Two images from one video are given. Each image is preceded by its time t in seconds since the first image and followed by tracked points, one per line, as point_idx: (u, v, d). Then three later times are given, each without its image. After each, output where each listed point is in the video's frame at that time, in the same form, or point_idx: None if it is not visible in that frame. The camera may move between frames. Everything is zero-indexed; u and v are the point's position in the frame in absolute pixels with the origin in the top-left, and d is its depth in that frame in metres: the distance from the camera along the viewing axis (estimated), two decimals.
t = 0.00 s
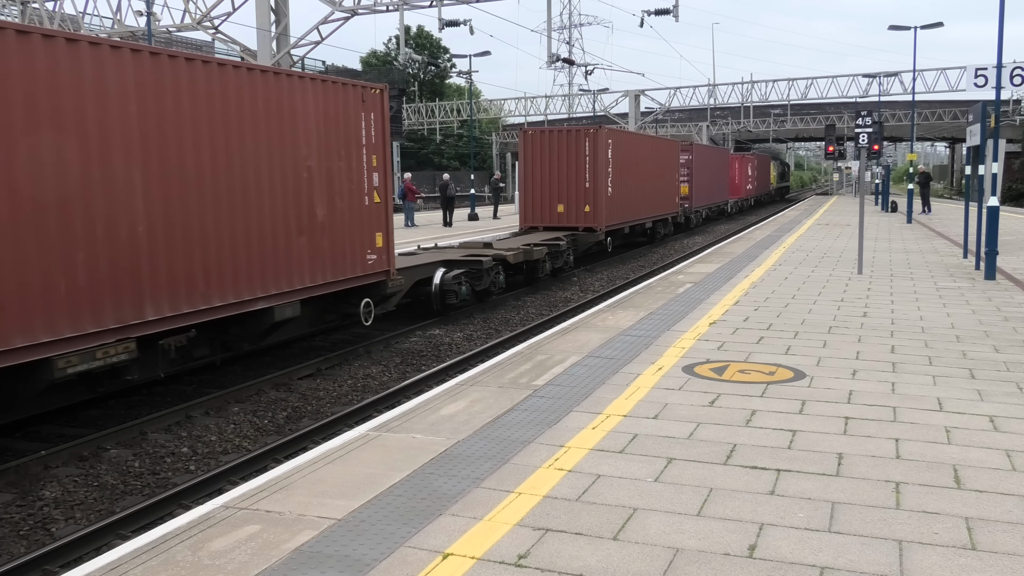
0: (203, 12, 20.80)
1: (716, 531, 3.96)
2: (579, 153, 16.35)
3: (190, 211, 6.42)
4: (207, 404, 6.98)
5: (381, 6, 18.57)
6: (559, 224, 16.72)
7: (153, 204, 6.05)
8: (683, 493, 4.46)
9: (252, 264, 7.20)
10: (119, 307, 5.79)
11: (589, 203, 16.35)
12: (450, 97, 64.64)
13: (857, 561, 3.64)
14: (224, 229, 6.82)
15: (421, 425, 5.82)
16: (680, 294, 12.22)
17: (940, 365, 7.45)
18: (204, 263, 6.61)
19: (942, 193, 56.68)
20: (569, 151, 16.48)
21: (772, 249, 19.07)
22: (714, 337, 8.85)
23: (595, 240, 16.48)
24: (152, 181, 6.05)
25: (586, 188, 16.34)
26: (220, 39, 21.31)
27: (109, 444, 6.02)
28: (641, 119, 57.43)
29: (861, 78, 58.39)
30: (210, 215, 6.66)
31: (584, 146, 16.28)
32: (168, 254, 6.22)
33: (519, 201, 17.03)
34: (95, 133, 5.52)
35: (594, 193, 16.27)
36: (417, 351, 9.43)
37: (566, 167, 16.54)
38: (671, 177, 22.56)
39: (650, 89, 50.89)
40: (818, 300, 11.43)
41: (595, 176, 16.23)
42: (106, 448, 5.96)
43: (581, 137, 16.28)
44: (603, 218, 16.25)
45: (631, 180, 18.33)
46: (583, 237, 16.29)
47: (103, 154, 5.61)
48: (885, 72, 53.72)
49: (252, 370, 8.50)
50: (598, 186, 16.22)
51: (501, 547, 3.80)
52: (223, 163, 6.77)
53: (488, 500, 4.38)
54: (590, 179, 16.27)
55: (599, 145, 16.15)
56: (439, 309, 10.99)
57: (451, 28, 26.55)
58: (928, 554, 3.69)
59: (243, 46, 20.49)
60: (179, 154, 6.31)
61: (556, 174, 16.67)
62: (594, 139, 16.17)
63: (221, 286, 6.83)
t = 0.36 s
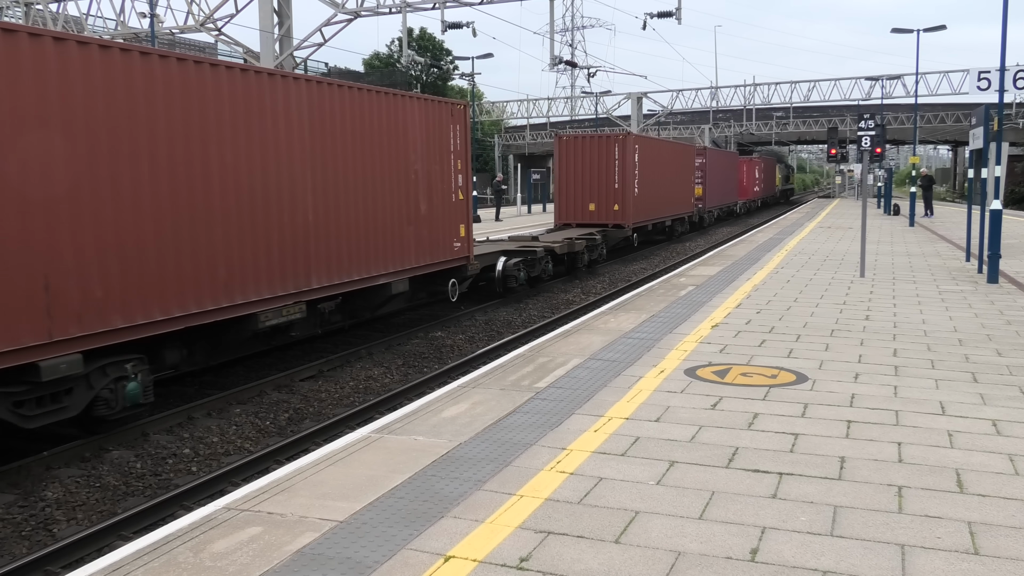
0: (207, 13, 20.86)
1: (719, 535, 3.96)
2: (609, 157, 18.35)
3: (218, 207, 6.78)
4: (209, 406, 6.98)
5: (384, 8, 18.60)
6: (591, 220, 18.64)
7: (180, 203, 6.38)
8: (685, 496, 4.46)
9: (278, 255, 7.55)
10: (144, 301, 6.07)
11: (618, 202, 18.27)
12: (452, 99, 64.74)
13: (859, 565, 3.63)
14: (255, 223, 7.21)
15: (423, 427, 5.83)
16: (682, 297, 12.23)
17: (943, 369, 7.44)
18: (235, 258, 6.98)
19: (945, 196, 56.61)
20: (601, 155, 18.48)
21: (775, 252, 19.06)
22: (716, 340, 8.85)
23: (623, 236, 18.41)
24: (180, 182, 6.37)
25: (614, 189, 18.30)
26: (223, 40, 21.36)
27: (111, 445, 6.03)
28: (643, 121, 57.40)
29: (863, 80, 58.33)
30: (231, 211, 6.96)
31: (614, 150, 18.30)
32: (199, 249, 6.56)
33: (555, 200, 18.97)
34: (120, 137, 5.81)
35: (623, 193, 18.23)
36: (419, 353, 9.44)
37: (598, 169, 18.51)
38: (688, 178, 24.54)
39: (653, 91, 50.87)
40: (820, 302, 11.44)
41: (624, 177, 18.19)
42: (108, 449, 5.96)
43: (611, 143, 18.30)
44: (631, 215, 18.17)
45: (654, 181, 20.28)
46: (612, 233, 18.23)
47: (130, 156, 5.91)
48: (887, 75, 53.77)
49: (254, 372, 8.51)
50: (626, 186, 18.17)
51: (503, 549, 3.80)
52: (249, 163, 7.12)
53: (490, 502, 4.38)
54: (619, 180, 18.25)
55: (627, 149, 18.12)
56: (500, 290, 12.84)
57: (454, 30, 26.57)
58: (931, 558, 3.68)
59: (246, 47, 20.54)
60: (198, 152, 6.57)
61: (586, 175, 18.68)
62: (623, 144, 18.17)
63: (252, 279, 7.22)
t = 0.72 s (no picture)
0: (212, 14, 20.92)
1: (721, 540, 3.95)
2: (635, 162, 20.44)
3: (349, 201, 8.52)
4: (212, 407, 6.98)
5: (389, 10, 18.63)
6: (619, 220, 20.73)
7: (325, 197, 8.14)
8: (688, 501, 4.45)
9: (389, 239, 9.35)
10: (215, 290, 6.75)
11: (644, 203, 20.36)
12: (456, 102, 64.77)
13: (862, 572, 3.62)
14: (375, 214, 9.02)
15: (426, 430, 5.83)
16: (685, 301, 12.23)
17: (947, 375, 7.43)
18: (360, 242, 8.74)
19: (949, 201, 56.50)
20: (628, 160, 20.58)
21: (778, 256, 19.04)
22: (719, 344, 8.84)
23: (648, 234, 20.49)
24: (325, 181, 8.10)
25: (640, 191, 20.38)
26: (228, 42, 21.41)
27: (114, 446, 6.04)
28: (647, 124, 57.41)
29: (868, 85, 58.38)
30: (336, 204, 8.28)
31: (639, 157, 20.39)
32: (337, 234, 8.29)
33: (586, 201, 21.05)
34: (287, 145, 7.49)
35: (647, 195, 20.31)
36: (422, 355, 9.45)
37: (625, 173, 20.62)
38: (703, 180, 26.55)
39: (656, 94, 50.89)
40: (824, 307, 11.44)
41: (649, 181, 20.24)
42: (111, 449, 5.97)
43: (637, 149, 20.41)
44: (655, 215, 20.25)
45: (675, 184, 22.30)
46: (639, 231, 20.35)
47: (295, 160, 7.64)
48: (890, 80, 53.79)
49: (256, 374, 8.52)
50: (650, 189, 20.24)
51: (506, 553, 3.80)
52: (372, 165, 8.90)
53: (493, 506, 4.37)
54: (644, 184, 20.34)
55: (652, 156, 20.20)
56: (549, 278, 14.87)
57: (458, 33, 26.60)
58: (934, 565, 3.67)
59: (251, 49, 20.59)
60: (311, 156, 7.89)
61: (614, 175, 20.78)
62: (648, 152, 20.26)
63: (369, 258, 8.97)
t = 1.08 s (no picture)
0: (219, 18, 21.07)
1: (724, 546, 3.95)
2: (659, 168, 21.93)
3: (447, 203, 10.26)
4: (215, 409, 6.99)
5: (395, 15, 18.71)
6: (643, 221, 22.21)
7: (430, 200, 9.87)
8: (691, 507, 4.45)
9: (476, 233, 11.15)
10: (361, 271, 8.54)
11: (666, 206, 21.82)
12: (461, 106, 64.92)
13: None
14: (464, 214, 10.77)
15: (430, 434, 5.83)
16: (689, 306, 12.22)
17: (951, 382, 7.40)
18: (452, 236, 10.47)
19: (954, 207, 56.39)
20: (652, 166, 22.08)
21: (783, 261, 19.00)
22: (723, 350, 8.83)
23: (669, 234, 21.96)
24: (432, 185, 9.86)
25: (662, 195, 21.86)
26: (234, 45, 21.54)
27: (118, 448, 6.05)
28: (651, 129, 57.42)
29: (873, 90, 58.37)
30: (439, 204, 10.06)
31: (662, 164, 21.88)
32: (440, 229, 10.08)
33: (612, 204, 22.54)
34: (409, 156, 9.28)
35: (669, 199, 21.78)
36: (426, 359, 9.45)
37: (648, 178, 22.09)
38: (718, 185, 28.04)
39: (662, 100, 50.94)
40: (828, 313, 11.42)
41: (671, 186, 21.71)
42: (114, 452, 5.98)
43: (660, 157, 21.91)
44: (676, 217, 21.68)
45: (694, 189, 23.77)
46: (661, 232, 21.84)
47: (412, 169, 9.40)
48: (895, 85, 53.85)
49: (259, 378, 8.50)
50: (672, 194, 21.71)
51: (509, 558, 3.79)
52: (463, 173, 10.65)
53: (496, 510, 4.37)
54: (666, 189, 21.80)
55: (674, 163, 21.67)
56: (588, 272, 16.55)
57: (463, 37, 26.65)
58: (938, 574, 3.65)
59: (257, 53, 20.70)
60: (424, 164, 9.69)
61: (640, 181, 22.08)
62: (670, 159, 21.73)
63: (462, 248, 10.76)
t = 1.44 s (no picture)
0: (224, 22, 21.16)
1: (729, 553, 3.93)
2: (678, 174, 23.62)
3: (514, 209, 12.16)
4: (219, 413, 6.99)
5: (399, 19, 18.76)
6: (663, 223, 23.93)
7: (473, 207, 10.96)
8: (695, 513, 4.43)
9: (535, 231, 13.08)
10: (454, 260, 10.49)
11: (685, 209, 23.52)
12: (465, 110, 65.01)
13: None
14: (527, 214, 12.69)
15: (433, 439, 5.83)
16: (694, 311, 12.21)
17: (956, 388, 7.37)
18: (508, 238, 12.10)
19: (958, 212, 56.24)
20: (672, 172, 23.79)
21: (787, 267, 18.98)
22: (727, 355, 8.82)
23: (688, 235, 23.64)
24: (497, 193, 11.56)
25: (682, 199, 23.56)
26: (239, 50, 21.62)
27: (122, 451, 6.05)
28: (655, 133, 57.45)
29: (877, 95, 58.38)
30: (508, 206, 11.98)
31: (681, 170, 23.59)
32: (509, 226, 12.02)
33: (635, 207, 24.26)
34: (488, 166, 11.18)
35: (688, 203, 23.47)
36: (429, 364, 9.44)
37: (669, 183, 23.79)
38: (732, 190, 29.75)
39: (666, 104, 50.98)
40: (832, 318, 11.40)
41: (690, 191, 23.41)
42: (117, 455, 5.98)
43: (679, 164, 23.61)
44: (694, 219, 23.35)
45: (711, 194, 25.44)
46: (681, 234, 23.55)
47: (490, 180, 11.30)
48: (899, 90, 53.83)
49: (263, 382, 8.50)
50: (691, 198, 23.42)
51: (513, 564, 3.78)
52: (527, 180, 12.56)
53: (500, 517, 4.36)
54: (686, 193, 23.50)
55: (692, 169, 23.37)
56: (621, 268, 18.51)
57: (468, 41, 26.67)
58: None
59: (262, 57, 20.76)
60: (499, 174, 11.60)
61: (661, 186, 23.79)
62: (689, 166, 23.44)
63: (525, 243, 12.70)
